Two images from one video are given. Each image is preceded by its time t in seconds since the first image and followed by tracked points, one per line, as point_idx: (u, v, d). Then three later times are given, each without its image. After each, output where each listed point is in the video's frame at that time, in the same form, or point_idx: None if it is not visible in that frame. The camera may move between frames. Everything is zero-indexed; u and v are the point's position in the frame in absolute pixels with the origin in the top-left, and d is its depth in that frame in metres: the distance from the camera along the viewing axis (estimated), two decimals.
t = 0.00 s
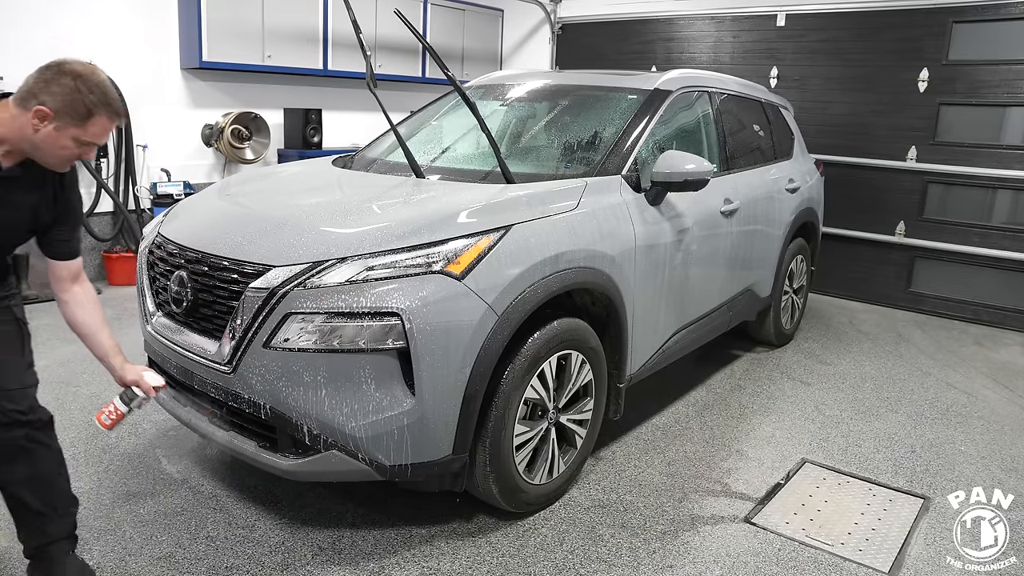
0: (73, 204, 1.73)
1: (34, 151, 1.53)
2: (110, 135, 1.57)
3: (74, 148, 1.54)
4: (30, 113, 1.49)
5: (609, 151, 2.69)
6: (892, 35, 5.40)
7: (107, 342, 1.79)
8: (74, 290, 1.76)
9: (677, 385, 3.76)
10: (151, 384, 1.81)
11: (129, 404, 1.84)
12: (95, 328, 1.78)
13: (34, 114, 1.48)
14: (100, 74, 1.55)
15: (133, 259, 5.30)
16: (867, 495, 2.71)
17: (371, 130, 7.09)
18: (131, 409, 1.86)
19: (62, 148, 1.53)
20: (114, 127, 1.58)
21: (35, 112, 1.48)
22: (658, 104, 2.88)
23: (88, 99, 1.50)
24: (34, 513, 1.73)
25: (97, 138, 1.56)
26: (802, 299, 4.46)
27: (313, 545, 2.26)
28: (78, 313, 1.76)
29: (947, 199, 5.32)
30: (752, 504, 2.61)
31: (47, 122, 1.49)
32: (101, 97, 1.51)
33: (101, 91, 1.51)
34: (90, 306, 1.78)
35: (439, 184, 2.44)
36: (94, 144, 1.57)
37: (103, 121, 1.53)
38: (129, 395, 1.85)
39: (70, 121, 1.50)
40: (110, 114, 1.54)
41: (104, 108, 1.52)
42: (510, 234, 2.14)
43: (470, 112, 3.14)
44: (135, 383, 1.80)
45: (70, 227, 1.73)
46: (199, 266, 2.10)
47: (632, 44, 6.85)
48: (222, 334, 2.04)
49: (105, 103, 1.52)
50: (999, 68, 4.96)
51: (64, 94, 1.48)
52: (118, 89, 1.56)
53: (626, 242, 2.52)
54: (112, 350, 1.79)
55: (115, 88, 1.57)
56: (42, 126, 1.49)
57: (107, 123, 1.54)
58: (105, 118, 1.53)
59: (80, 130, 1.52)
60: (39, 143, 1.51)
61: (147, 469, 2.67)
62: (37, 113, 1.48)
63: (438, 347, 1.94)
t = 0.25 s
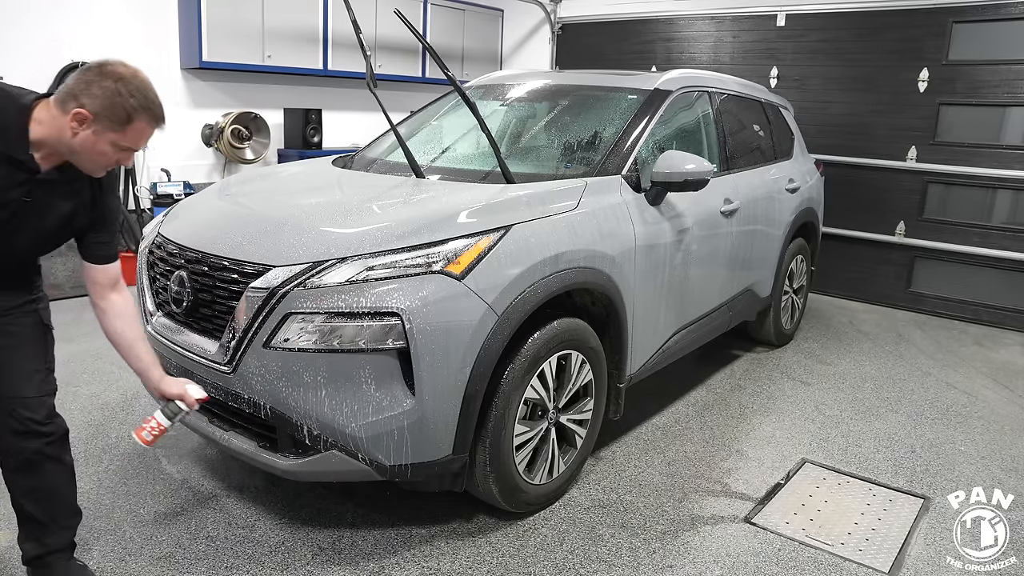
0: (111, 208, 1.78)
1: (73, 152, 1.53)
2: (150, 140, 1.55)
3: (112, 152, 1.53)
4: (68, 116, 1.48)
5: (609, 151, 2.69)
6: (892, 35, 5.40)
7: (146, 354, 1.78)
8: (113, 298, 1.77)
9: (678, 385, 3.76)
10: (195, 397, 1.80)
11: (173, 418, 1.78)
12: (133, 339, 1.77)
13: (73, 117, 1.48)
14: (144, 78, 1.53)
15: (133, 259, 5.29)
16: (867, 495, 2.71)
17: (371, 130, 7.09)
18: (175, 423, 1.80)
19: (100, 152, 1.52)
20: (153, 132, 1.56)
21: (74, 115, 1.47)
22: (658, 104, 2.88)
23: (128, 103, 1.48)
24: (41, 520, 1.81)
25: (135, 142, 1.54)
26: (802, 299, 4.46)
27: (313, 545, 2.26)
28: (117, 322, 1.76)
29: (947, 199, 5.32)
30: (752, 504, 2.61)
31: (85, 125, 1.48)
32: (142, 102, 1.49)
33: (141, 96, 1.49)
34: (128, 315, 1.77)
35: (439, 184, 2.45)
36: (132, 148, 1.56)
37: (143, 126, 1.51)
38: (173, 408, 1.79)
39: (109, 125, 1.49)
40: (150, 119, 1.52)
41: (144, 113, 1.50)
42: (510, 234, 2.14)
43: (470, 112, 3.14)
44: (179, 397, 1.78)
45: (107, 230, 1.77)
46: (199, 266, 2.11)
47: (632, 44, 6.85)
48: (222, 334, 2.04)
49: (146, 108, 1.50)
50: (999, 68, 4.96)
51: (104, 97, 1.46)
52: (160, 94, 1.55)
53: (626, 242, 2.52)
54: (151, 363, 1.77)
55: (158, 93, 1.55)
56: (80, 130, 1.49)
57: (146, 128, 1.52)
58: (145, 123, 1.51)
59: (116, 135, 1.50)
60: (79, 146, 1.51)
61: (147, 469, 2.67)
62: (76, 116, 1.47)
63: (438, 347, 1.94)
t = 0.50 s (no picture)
0: (133, 211, 1.77)
1: (96, 155, 1.52)
2: (173, 143, 1.53)
3: (134, 154, 1.51)
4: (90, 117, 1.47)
5: (609, 151, 2.69)
6: (892, 35, 5.40)
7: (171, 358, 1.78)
8: (137, 301, 1.78)
9: (677, 385, 3.76)
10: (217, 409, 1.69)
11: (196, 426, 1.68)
12: (157, 342, 1.78)
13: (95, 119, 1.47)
14: (168, 79, 1.51)
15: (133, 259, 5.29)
16: (867, 495, 2.71)
17: (371, 130, 7.09)
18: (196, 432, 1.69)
19: (122, 154, 1.51)
20: (177, 135, 1.54)
21: (95, 116, 1.46)
22: (658, 104, 2.88)
23: (150, 103, 1.46)
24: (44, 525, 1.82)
25: (158, 145, 1.52)
26: (802, 299, 4.46)
27: (313, 545, 2.26)
28: (141, 325, 1.77)
29: (947, 199, 5.32)
30: (752, 504, 2.61)
31: (107, 126, 1.47)
32: (165, 103, 1.48)
33: (163, 97, 1.47)
34: (152, 319, 1.79)
35: (439, 184, 2.44)
36: (155, 151, 1.54)
37: (166, 128, 1.49)
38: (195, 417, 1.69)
39: (132, 126, 1.47)
40: (173, 120, 1.50)
41: (166, 114, 1.48)
42: (510, 234, 2.14)
43: (471, 112, 3.14)
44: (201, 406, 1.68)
45: (130, 232, 1.76)
46: (199, 266, 2.11)
47: (632, 44, 6.85)
48: (222, 334, 2.05)
49: (168, 108, 1.48)
50: (999, 68, 4.96)
51: (127, 97, 1.45)
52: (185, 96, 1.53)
53: (626, 242, 2.52)
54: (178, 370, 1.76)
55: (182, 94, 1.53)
56: (102, 132, 1.48)
57: (169, 129, 1.50)
58: (167, 124, 1.49)
59: (138, 137, 1.48)
60: (101, 148, 1.50)
61: (146, 470, 2.67)
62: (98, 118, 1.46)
63: (438, 347, 1.94)
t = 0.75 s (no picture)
0: (139, 203, 1.78)
1: (96, 145, 1.52)
2: (174, 130, 1.54)
3: (136, 144, 1.52)
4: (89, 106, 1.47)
5: (609, 151, 2.70)
6: (892, 35, 5.41)
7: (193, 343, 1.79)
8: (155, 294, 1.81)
9: (677, 385, 3.76)
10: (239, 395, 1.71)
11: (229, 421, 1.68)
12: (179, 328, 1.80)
13: (94, 108, 1.46)
14: (167, 67, 1.53)
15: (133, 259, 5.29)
16: (867, 495, 2.72)
17: (371, 130, 7.09)
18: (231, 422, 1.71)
19: (124, 143, 1.51)
20: (179, 124, 1.55)
21: (95, 105, 1.46)
22: (657, 104, 2.88)
23: (151, 90, 1.47)
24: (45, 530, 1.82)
25: (160, 133, 1.53)
26: (801, 299, 4.46)
27: (313, 545, 2.26)
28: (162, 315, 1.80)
29: (947, 199, 5.32)
30: (752, 504, 2.61)
31: (108, 115, 1.47)
32: (166, 90, 1.49)
33: (164, 85, 1.48)
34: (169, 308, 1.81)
35: (439, 184, 2.45)
36: (157, 141, 1.55)
37: (167, 115, 1.50)
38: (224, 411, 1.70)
39: (134, 113, 1.47)
40: (175, 107, 1.51)
41: (169, 100, 1.49)
42: (510, 234, 2.15)
43: (471, 112, 3.14)
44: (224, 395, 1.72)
45: (136, 225, 1.78)
46: (200, 266, 2.11)
47: (632, 44, 6.85)
48: (222, 334, 2.05)
49: (170, 96, 1.49)
50: (999, 68, 4.96)
51: (127, 84, 1.45)
52: (185, 85, 1.54)
53: (625, 242, 2.53)
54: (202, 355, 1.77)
55: (181, 81, 1.55)
56: (103, 121, 1.47)
57: (171, 116, 1.51)
58: (169, 112, 1.50)
59: (140, 125, 1.49)
60: (101, 137, 1.50)
61: (147, 469, 2.67)
62: (98, 107, 1.46)
63: (438, 347, 1.95)
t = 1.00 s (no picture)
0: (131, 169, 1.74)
1: (76, 105, 1.48)
2: (153, 84, 1.49)
3: (114, 100, 1.47)
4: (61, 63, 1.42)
5: (609, 151, 2.69)
6: (892, 35, 5.40)
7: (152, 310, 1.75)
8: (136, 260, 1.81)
9: (677, 385, 3.76)
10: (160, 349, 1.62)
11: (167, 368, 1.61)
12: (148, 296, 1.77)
13: (67, 65, 1.42)
14: (139, 17, 1.46)
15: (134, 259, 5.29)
16: (867, 495, 2.71)
17: (371, 130, 7.09)
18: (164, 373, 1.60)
19: (102, 100, 1.46)
20: (156, 76, 1.49)
21: (67, 62, 1.42)
22: (657, 104, 2.88)
23: (122, 42, 1.41)
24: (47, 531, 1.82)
25: (137, 88, 1.47)
26: (802, 299, 4.46)
27: (313, 544, 2.26)
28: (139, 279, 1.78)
29: (947, 199, 5.32)
30: (752, 504, 2.61)
31: (82, 71, 1.42)
32: (137, 40, 1.43)
33: (135, 36, 1.42)
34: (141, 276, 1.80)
35: (439, 184, 2.45)
36: (137, 97, 1.50)
37: (141, 67, 1.44)
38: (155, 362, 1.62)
39: (107, 67, 1.42)
40: (148, 58, 1.45)
41: (140, 51, 1.43)
42: (510, 234, 2.14)
43: (471, 112, 3.14)
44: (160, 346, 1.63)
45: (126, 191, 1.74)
46: (200, 266, 2.11)
47: (632, 44, 6.85)
48: (222, 334, 2.05)
49: (142, 47, 1.43)
50: (999, 68, 4.95)
51: (97, 38, 1.40)
52: (158, 36, 1.48)
53: (626, 242, 2.52)
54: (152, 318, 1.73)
55: (156, 33, 1.49)
56: (77, 79, 1.43)
57: (146, 69, 1.46)
58: (143, 63, 1.44)
59: (116, 79, 1.44)
60: (78, 95, 1.46)
61: (147, 469, 2.67)
62: (70, 63, 1.42)
63: (438, 347, 1.94)
